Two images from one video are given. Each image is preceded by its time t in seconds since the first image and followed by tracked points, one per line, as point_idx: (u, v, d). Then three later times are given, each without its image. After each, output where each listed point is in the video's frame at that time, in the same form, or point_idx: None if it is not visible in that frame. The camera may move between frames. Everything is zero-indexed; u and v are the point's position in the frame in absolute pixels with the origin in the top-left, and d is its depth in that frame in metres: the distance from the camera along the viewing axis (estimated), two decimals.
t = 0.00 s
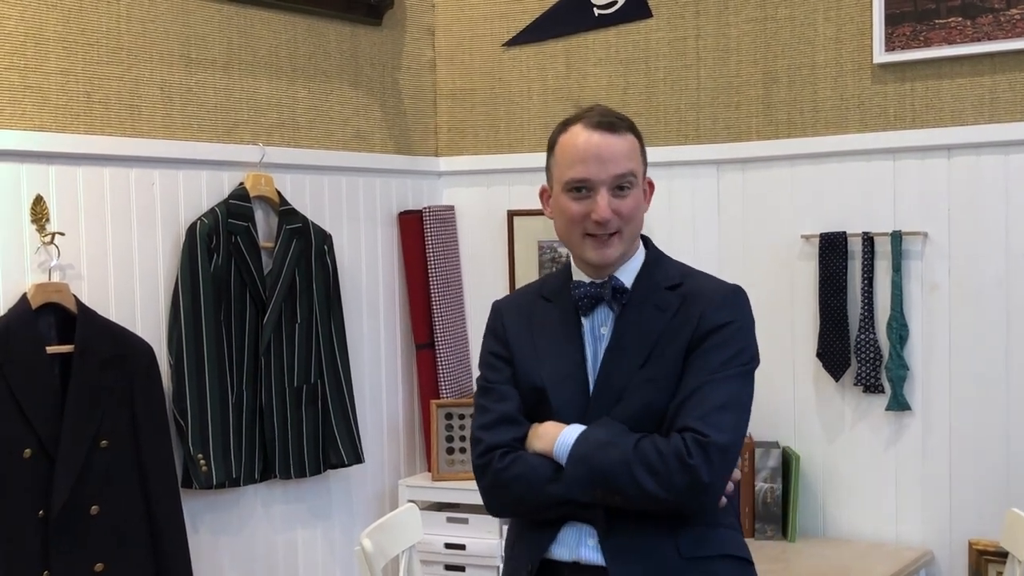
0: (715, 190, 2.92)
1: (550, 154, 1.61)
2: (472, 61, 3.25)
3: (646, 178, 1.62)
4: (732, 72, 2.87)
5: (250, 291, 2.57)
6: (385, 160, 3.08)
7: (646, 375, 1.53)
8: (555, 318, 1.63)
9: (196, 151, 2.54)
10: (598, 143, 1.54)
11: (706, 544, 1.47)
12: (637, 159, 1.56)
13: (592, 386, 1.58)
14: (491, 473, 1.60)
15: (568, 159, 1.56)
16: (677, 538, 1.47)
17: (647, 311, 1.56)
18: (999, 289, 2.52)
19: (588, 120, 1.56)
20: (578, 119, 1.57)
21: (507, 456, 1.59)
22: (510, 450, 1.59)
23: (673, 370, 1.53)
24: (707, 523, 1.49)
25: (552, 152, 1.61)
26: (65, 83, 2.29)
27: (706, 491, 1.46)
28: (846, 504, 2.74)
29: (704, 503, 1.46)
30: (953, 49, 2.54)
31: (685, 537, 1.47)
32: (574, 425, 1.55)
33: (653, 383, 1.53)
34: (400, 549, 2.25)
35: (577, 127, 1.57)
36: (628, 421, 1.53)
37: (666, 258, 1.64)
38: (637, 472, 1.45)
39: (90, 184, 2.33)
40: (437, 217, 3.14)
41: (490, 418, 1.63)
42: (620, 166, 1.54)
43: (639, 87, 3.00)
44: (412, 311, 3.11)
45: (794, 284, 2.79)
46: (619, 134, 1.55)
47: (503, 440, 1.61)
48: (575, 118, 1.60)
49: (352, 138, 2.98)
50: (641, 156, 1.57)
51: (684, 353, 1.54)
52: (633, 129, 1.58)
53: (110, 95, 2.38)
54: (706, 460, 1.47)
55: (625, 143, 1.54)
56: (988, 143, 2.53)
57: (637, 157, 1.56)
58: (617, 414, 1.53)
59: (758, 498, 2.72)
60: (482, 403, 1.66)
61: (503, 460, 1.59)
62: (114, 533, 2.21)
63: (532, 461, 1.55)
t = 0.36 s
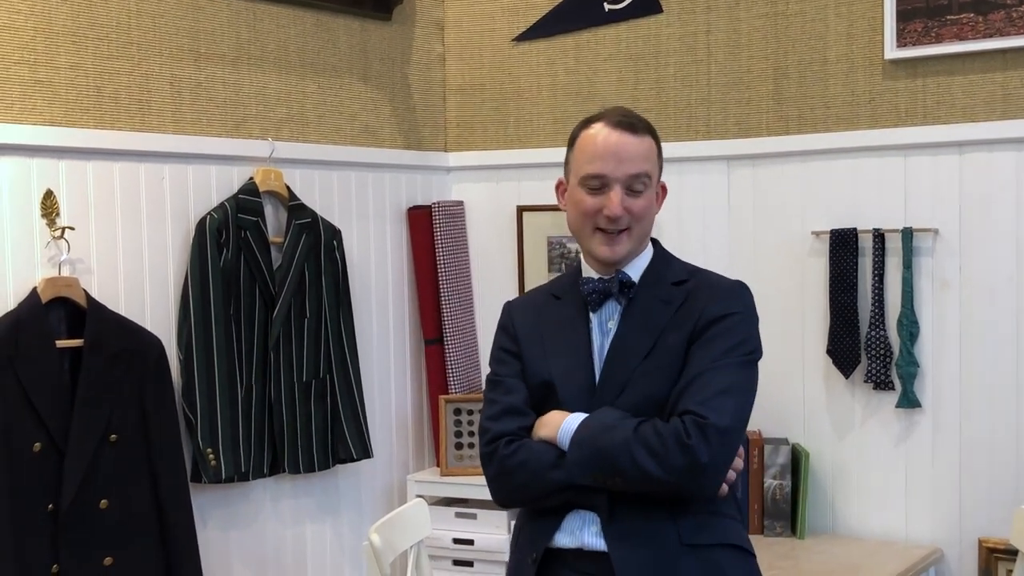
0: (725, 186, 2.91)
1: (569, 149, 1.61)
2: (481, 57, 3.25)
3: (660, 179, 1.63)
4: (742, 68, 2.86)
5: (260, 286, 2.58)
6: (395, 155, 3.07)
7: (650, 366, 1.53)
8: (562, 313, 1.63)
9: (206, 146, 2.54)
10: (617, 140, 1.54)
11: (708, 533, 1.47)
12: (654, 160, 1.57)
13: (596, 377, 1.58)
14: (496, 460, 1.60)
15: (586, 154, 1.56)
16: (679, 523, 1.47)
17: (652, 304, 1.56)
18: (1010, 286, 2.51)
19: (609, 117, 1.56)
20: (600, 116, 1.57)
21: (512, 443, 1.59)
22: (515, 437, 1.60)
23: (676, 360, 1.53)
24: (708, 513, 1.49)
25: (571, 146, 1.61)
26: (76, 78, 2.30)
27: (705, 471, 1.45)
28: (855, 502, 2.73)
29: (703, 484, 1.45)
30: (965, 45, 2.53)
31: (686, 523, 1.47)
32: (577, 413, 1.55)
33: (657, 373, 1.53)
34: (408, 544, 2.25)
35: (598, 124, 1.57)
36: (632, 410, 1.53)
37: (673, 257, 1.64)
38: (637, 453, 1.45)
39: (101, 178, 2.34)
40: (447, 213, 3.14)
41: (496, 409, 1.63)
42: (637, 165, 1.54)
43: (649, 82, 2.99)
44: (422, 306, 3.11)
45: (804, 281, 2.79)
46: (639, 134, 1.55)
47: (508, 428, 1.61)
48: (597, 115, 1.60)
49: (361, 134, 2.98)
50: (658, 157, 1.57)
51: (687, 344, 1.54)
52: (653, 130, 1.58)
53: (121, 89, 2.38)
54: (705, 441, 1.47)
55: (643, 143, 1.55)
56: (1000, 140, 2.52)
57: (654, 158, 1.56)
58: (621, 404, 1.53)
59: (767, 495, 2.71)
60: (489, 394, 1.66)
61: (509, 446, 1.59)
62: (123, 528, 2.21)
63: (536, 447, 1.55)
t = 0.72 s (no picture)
0: (729, 187, 2.92)
1: (567, 150, 1.62)
2: (486, 56, 3.25)
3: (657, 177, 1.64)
4: (747, 69, 2.87)
5: (264, 283, 2.58)
6: (399, 154, 3.08)
7: (663, 361, 1.55)
8: (565, 314, 1.64)
9: (211, 144, 2.55)
10: (617, 138, 1.55)
11: (733, 522, 1.50)
12: (652, 158, 1.58)
13: (608, 374, 1.59)
14: (516, 464, 1.60)
15: (587, 153, 1.57)
16: (704, 513, 1.50)
17: (661, 301, 1.58)
18: (1012, 288, 2.51)
19: (607, 117, 1.58)
20: (598, 115, 1.59)
21: (532, 447, 1.60)
22: (534, 441, 1.60)
23: (689, 355, 1.55)
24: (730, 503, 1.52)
25: (569, 146, 1.62)
26: (83, 76, 2.30)
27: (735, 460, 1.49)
28: (856, 502, 2.74)
29: (733, 473, 1.49)
30: (970, 48, 2.54)
31: (711, 513, 1.50)
32: (595, 412, 1.57)
33: (669, 368, 1.55)
34: (410, 543, 2.26)
35: (597, 124, 1.58)
36: (648, 406, 1.55)
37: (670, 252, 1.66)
38: (669, 446, 1.48)
39: (106, 176, 2.34)
40: (450, 211, 3.15)
41: (509, 413, 1.64)
42: (638, 163, 1.56)
43: (653, 82, 3.00)
44: (425, 304, 3.12)
45: (807, 283, 2.79)
46: (638, 132, 1.57)
47: (526, 432, 1.61)
48: (593, 115, 1.61)
49: (365, 132, 2.99)
50: (657, 155, 1.59)
51: (701, 337, 1.56)
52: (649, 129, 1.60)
53: (127, 86, 2.39)
54: (734, 431, 1.50)
55: (642, 141, 1.56)
56: (1004, 142, 2.52)
57: (652, 155, 1.58)
58: (637, 401, 1.55)
59: (768, 495, 2.72)
60: (497, 399, 1.67)
61: (529, 450, 1.59)
62: (125, 524, 2.22)
63: (558, 449, 1.57)
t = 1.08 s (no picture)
0: (734, 187, 2.92)
1: (577, 151, 1.62)
2: (491, 58, 3.25)
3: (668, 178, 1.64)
4: (753, 70, 2.87)
5: (270, 284, 2.59)
6: (404, 155, 3.08)
7: (679, 365, 1.56)
8: (578, 316, 1.64)
9: (216, 145, 2.56)
10: (628, 138, 1.56)
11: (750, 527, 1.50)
12: (663, 157, 1.58)
13: (622, 377, 1.60)
14: (534, 470, 1.60)
15: (597, 153, 1.57)
16: (721, 517, 1.51)
17: (676, 305, 1.58)
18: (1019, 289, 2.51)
19: (616, 117, 1.58)
20: (607, 116, 1.59)
21: (551, 453, 1.60)
22: (554, 447, 1.60)
23: (706, 359, 1.56)
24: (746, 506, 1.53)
25: (578, 147, 1.62)
26: (90, 77, 2.31)
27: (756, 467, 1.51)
28: (863, 504, 2.74)
29: (754, 480, 1.51)
30: (976, 49, 2.53)
31: (728, 517, 1.51)
32: (614, 417, 1.57)
33: (685, 372, 1.56)
34: (416, 543, 2.26)
35: (606, 124, 1.59)
36: (665, 410, 1.56)
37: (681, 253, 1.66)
38: (691, 454, 1.48)
39: (112, 178, 2.35)
40: (456, 212, 3.15)
41: (525, 417, 1.63)
42: (649, 162, 1.56)
43: (659, 83, 3.00)
44: (431, 306, 3.12)
45: (813, 284, 2.79)
46: (648, 132, 1.57)
47: (545, 438, 1.61)
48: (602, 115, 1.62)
49: (371, 133, 2.99)
50: (667, 154, 1.59)
51: (718, 341, 1.56)
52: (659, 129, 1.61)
53: (133, 88, 2.39)
54: (756, 438, 1.52)
55: (652, 141, 1.57)
56: (1010, 143, 2.52)
57: (663, 155, 1.58)
58: (654, 405, 1.55)
59: (775, 496, 2.71)
60: (511, 402, 1.66)
61: (548, 457, 1.59)
62: (131, 525, 2.22)
63: (578, 455, 1.57)
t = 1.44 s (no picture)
0: (740, 181, 2.92)
1: (585, 150, 1.62)
2: (495, 54, 3.25)
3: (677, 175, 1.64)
4: (758, 63, 2.86)
5: (276, 283, 2.59)
6: (409, 151, 3.08)
7: (685, 366, 1.55)
8: (585, 313, 1.64)
9: (221, 143, 2.56)
10: (636, 137, 1.55)
11: (750, 531, 1.51)
12: (672, 155, 1.58)
13: (628, 376, 1.60)
14: (535, 466, 1.61)
15: (605, 153, 1.57)
16: (723, 521, 1.51)
17: (683, 305, 1.58)
18: None
19: (623, 115, 1.58)
20: (614, 114, 1.59)
21: (552, 449, 1.60)
22: (555, 443, 1.61)
23: (713, 360, 1.55)
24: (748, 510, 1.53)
25: (587, 146, 1.62)
26: (95, 77, 2.32)
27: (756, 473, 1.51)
28: (872, 497, 2.74)
29: (754, 485, 1.50)
30: (982, 39, 2.52)
31: (729, 520, 1.51)
32: (617, 416, 1.57)
33: (691, 373, 1.55)
34: (425, 541, 2.26)
35: (614, 123, 1.58)
36: (670, 410, 1.55)
37: (693, 252, 1.65)
38: (691, 457, 1.48)
39: (119, 178, 2.35)
40: (461, 209, 3.15)
41: (527, 413, 1.64)
42: (657, 161, 1.56)
43: (664, 77, 2.99)
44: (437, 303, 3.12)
45: (820, 277, 2.79)
46: (656, 130, 1.57)
47: (547, 433, 1.62)
48: (609, 114, 1.62)
49: (376, 130, 2.99)
50: (676, 152, 1.59)
51: (724, 342, 1.56)
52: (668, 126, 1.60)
53: (138, 86, 2.40)
54: (757, 443, 1.51)
55: (660, 139, 1.56)
56: (1017, 134, 2.51)
57: (672, 153, 1.58)
58: (658, 404, 1.55)
59: (783, 490, 2.71)
60: (515, 397, 1.66)
61: (549, 453, 1.60)
62: (140, 524, 2.22)
63: (578, 452, 1.57)
